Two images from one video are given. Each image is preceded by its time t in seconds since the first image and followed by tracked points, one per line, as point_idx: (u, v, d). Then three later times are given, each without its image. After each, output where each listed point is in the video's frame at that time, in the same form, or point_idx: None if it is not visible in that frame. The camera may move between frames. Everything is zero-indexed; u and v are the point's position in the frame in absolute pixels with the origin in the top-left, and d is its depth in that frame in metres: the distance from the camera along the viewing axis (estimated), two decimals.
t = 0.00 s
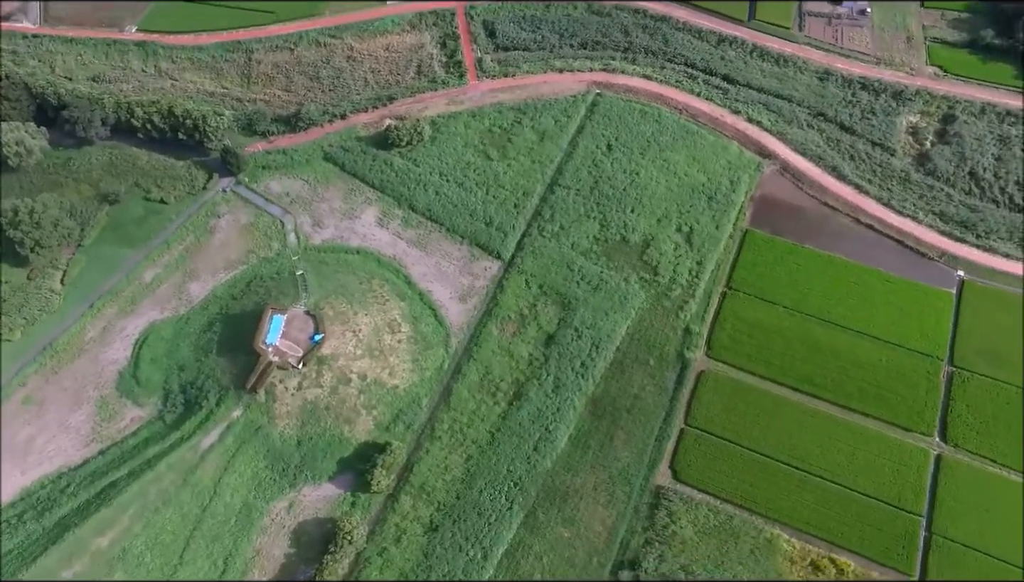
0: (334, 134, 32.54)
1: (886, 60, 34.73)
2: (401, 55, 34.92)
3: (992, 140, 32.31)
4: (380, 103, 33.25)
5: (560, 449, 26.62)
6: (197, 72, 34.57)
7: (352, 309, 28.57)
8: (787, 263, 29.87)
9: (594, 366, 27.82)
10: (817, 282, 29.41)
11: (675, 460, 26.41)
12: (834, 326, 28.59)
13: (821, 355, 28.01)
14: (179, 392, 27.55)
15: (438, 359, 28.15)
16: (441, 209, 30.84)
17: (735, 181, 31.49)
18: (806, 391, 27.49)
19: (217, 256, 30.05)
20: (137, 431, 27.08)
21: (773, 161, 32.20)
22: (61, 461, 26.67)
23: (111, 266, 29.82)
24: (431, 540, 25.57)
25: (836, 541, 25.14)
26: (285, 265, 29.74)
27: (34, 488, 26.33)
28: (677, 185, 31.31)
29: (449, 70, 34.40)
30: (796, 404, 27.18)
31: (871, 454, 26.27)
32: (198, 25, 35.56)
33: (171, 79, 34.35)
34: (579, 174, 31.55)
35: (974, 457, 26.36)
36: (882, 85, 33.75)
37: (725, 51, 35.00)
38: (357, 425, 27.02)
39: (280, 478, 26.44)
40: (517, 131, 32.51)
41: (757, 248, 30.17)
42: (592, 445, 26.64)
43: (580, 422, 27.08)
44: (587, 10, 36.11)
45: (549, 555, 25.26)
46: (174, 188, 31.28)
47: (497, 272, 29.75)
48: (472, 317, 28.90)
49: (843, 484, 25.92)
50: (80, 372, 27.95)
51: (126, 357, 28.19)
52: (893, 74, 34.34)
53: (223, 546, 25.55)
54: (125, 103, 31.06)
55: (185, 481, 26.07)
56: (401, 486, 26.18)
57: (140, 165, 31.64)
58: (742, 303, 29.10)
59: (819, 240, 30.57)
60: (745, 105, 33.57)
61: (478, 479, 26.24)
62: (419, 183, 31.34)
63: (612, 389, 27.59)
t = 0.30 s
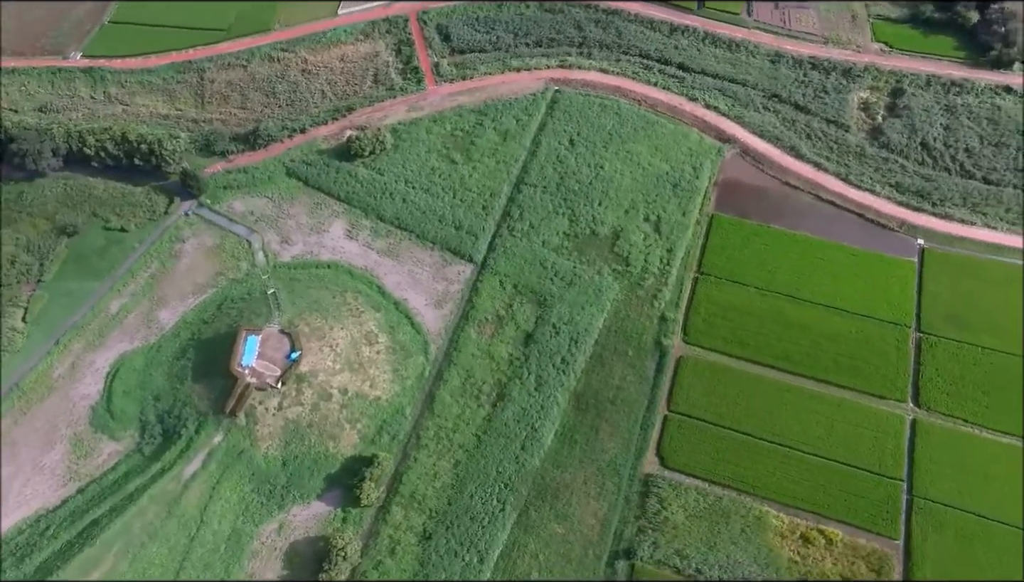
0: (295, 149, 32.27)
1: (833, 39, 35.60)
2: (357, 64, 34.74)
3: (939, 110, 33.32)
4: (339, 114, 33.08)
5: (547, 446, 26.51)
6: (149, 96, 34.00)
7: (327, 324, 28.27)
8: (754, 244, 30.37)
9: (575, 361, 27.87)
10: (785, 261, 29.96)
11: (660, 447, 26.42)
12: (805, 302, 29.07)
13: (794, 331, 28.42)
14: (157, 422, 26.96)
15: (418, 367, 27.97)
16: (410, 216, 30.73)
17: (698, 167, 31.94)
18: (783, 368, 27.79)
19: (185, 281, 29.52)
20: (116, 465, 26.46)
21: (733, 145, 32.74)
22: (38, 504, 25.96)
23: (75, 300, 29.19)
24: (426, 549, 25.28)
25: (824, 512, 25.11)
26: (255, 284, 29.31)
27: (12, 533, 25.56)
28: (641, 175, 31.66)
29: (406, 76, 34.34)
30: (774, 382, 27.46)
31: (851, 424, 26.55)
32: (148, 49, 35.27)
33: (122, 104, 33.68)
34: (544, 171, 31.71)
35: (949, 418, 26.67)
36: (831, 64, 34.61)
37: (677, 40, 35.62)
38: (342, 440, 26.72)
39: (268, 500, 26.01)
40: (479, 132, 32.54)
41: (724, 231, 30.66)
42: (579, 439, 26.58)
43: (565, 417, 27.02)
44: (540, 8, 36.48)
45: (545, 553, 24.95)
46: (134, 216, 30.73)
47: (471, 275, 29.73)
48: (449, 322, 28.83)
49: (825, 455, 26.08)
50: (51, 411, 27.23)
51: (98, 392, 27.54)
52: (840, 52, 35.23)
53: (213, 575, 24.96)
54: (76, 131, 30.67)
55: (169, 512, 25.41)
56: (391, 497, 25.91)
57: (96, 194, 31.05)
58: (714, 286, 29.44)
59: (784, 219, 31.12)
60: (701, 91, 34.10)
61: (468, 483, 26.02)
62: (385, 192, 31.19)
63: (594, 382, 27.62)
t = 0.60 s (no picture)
0: (258, 165, 31.89)
1: (784, 23, 36.31)
2: (315, 76, 34.40)
3: (890, 86, 34.20)
4: (301, 128, 32.79)
5: (535, 444, 26.52)
6: (102, 121, 33.26)
7: (305, 340, 27.98)
8: (723, 228, 30.83)
9: (556, 358, 27.92)
10: (754, 243, 30.47)
11: (646, 436, 26.65)
12: (776, 283, 29.60)
13: (768, 312, 28.92)
14: (137, 453, 26.36)
15: (399, 375, 27.77)
16: (380, 225, 30.57)
17: (662, 157, 32.30)
18: (760, 348, 28.24)
19: (155, 307, 28.97)
20: (97, 500, 25.88)
21: (695, 133, 33.17)
22: (19, 547, 25.31)
23: (42, 335, 28.48)
24: (422, 557, 25.15)
25: (810, 486, 25.56)
26: (227, 306, 28.87)
27: None
28: (607, 169, 31.92)
29: (365, 84, 34.17)
30: (752, 363, 27.91)
31: (829, 398, 27.08)
32: (98, 74, 34.56)
33: (75, 132, 32.92)
34: (512, 171, 31.81)
35: (923, 385, 27.38)
36: (783, 47, 35.30)
37: (633, 32, 36.02)
38: (329, 455, 26.43)
39: (258, 523, 25.63)
40: (443, 137, 32.51)
41: (692, 218, 31.07)
42: (566, 435, 26.63)
43: (550, 414, 27.05)
44: (494, 9, 36.66)
45: (540, 550, 24.95)
46: (97, 245, 30.13)
47: (446, 280, 29.65)
48: (427, 329, 28.69)
49: (808, 431, 26.53)
50: (25, 450, 26.55)
51: (73, 427, 26.90)
52: (792, 35, 35.93)
53: None
54: (30, 163, 30.18)
55: (157, 544, 24.94)
56: (383, 509, 25.71)
57: (55, 226, 30.47)
58: (687, 273, 29.83)
59: (750, 202, 31.63)
60: (660, 82, 34.51)
61: (459, 488, 25.94)
62: (353, 203, 30.98)
63: (576, 377, 27.69)
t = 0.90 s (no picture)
0: (220, 186, 31.42)
1: (733, 9, 36.97)
2: (270, 91, 33.97)
3: (839, 65, 35.04)
4: (261, 145, 32.41)
5: (522, 444, 26.53)
6: (53, 152, 32.43)
7: (282, 358, 27.66)
8: (690, 215, 31.27)
9: (536, 355, 27.96)
10: (721, 227, 30.95)
11: (631, 426, 26.87)
12: (746, 264, 30.12)
13: (740, 293, 29.40)
14: (117, 488, 25.78)
15: (381, 386, 27.57)
16: (349, 237, 30.34)
17: (625, 149, 32.63)
18: (735, 330, 28.70)
19: (124, 338, 28.34)
20: (80, 540, 25.26)
21: (656, 122, 33.55)
22: None
23: (7, 375, 27.68)
24: (418, 566, 25.02)
25: (794, 461, 26.02)
26: (199, 331, 28.38)
27: None
28: (572, 164, 32.13)
29: (323, 97, 33.89)
30: (728, 345, 28.35)
31: (806, 373, 27.64)
32: (45, 104, 33.73)
33: (26, 164, 32.04)
34: (477, 174, 31.85)
35: (893, 353, 28.10)
36: (734, 33, 35.94)
37: (586, 27, 36.35)
38: (316, 473, 26.12)
39: (248, 547, 25.25)
40: (406, 144, 32.42)
41: (659, 207, 31.45)
42: (552, 431, 26.69)
43: (535, 412, 27.08)
44: (447, 13, 36.70)
45: (536, 548, 24.98)
46: (58, 279, 29.36)
47: (420, 287, 29.53)
48: (405, 337, 28.53)
49: (787, 407, 27.04)
50: None
51: (48, 468, 26.22)
52: (742, 20, 36.59)
53: None
54: None
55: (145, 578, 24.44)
56: (375, 522, 25.51)
57: (13, 263, 29.66)
58: (658, 262, 30.19)
59: (715, 187, 32.11)
60: (617, 74, 34.84)
61: (450, 493, 25.83)
62: (320, 217, 30.70)
63: (558, 373, 27.76)
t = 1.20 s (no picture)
0: (177, 212, 30.82)
1: None
2: (221, 112, 33.36)
3: (783, 45, 35.87)
4: (216, 168, 31.84)
5: (508, 444, 26.50)
6: None
7: (257, 382, 27.31)
8: (653, 203, 31.67)
9: (513, 355, 27.98)
10: (684, 213, 31.42)
11: (614, 416, 27.10)
12: (711, 247, 30.62)
13: (708, 276, 29.91)
14: (97, 531, 25.09)
15: (360, 401, 27.25)
16: (315, 253, 30.00)
17: (584, 143, 32.88)
18: (706, 312, 29.16)
19: (90, 376, 27.57)
20: None
21: (611, 114, 33.88)
22: None
23: None
24: (414, 577, 24.80)
25: (774, 435, 26.54)
26: (168, 362, 27.74)
27: None
28: (532, 162, 32.27)
29: (275, 114, 33.44)
30: (701, 327, 28.80)
31: (778, 349, 28.24)
32: None
33: None
34: (439, 179, 31.79)
35: (859, 321, 28.88)
36: (680, 20, 36.51)
37: (535, 25, 36.52)
38: (301, 494, 25.70)
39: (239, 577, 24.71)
40: (365, 155, 32.21)
41: (622, 198, 31.78)
42: (537, 429, 26.71)
43: (517, 412, 27.07)
44: (394, 21, 36.54)
45: (530, 547, 24.95)
46: (16, 321, 28.46)
47: (391, 297, 29.33)
48: (381, 349, 28.26)
49: (763, 382, 27.58)
50: None
51: (22, 517, 25.42)
52: (686, 8, 37.19)
53: None
54: None
55: None
56: (366, 537, 25.19)
57: None
58: (626, 252, 30.50)
59: (674, 174, 32.56)
60: (569, 70, 35.09)
61: (439, 501, 25.65)
62: (284, 236, 30.30)
63: (536, 370, 27.79)
